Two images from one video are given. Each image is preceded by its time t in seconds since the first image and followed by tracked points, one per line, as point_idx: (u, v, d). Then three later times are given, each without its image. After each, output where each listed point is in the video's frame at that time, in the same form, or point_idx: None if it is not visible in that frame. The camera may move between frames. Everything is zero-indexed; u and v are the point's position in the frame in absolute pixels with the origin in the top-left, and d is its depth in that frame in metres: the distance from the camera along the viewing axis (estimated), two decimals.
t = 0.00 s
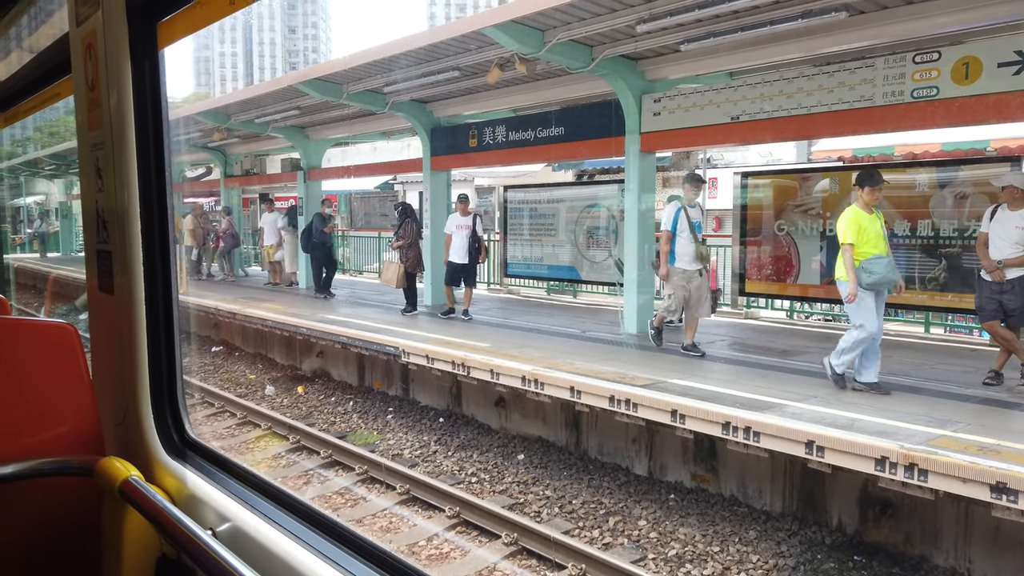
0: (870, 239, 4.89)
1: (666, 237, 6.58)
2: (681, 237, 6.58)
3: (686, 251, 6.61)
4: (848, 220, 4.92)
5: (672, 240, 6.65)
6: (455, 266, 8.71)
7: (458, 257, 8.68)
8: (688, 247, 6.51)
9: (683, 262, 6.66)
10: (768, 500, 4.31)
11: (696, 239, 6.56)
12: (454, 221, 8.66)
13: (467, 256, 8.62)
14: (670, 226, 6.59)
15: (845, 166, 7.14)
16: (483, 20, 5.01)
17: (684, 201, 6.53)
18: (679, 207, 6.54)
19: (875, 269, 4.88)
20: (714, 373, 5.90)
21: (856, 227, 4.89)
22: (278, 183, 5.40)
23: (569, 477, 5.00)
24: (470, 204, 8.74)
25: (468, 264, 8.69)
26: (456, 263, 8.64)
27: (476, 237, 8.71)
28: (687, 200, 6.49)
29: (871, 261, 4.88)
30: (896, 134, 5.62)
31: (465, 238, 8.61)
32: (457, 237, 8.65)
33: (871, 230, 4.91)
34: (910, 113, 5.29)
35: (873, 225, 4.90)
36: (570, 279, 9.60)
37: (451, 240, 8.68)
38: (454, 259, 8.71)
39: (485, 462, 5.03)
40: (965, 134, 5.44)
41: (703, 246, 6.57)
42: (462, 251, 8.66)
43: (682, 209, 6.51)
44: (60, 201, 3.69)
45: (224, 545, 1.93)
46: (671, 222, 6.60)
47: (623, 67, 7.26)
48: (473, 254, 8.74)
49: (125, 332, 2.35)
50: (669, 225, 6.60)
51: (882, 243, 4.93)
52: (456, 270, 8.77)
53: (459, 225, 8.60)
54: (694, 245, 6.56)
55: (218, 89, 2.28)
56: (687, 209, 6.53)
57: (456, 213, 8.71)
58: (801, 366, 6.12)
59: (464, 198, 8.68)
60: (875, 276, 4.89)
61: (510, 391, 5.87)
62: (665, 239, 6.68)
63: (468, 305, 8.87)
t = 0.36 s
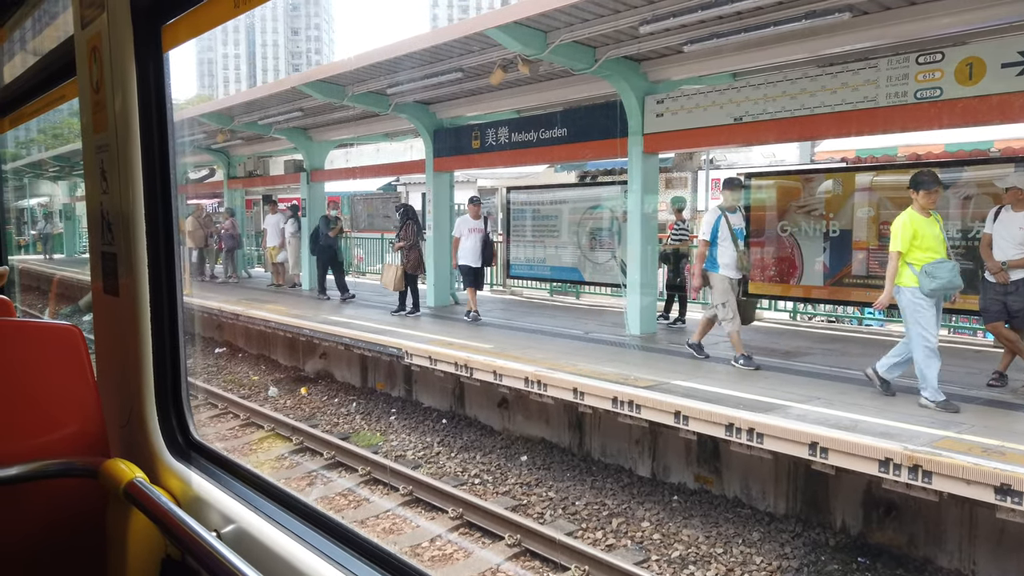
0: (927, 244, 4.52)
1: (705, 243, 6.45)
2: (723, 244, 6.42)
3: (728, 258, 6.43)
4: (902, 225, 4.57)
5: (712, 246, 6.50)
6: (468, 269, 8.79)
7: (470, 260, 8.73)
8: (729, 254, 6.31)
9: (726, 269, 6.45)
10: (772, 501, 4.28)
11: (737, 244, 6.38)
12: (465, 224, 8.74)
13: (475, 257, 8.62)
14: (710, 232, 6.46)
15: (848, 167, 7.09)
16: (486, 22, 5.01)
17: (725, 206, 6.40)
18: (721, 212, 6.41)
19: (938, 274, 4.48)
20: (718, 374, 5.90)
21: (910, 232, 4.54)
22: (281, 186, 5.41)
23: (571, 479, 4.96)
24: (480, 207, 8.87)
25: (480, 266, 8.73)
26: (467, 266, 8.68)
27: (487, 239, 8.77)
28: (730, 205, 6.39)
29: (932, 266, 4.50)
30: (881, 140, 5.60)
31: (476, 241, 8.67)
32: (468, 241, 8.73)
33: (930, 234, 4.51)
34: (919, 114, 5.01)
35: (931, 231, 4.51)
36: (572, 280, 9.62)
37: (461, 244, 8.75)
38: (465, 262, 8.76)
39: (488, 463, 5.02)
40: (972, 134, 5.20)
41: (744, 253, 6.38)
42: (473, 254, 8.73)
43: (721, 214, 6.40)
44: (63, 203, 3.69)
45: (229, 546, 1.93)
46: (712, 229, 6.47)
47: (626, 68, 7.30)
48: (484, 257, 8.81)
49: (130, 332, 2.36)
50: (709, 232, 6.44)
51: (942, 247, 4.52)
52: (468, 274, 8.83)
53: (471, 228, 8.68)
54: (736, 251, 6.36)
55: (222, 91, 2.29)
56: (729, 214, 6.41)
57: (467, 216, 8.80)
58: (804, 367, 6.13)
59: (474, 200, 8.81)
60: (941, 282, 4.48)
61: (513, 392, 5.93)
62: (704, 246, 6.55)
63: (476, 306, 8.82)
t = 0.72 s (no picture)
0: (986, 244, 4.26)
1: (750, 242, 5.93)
2: (767, 243, 5.93)
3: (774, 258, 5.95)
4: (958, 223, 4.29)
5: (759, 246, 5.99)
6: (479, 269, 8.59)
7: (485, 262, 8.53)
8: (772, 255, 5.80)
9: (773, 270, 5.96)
10: (776, 502, 4.24)
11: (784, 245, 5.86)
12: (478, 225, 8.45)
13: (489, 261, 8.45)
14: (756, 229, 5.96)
15: (851, 167, 7.13)
16: (488, 25, 4.98)
17: (771, 203, 5.88)
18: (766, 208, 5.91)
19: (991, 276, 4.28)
20: (721, 375, 5.90)
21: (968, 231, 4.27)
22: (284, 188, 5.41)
23: (575, 480, 4.97)
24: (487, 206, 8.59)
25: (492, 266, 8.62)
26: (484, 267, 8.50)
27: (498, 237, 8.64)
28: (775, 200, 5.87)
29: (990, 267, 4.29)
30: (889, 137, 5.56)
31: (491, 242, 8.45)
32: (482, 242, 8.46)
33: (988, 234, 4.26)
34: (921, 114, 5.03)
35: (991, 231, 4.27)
36: (575, 280, 9.62)
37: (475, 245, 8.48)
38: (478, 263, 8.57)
39: (492, 464, 5.02)
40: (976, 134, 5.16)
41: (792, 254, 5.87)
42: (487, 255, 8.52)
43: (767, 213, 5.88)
44: (67, 205, 3.70)
45: (233, 547, 1.93)
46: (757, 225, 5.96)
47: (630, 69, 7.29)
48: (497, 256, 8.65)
49: (134, 334, 2.37)
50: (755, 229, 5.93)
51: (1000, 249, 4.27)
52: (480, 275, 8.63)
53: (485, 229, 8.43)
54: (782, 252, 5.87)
55: (225, 92, 2.30)
56: (774, 211, 5.89)
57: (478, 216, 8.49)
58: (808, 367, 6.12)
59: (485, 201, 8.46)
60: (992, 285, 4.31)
61: (517, 393, 5.94)
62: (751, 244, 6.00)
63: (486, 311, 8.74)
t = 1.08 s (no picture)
0: None
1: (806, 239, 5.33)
2: (824, 241, 5.32)
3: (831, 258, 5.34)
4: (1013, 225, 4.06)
5: (815, 244, 5.37)
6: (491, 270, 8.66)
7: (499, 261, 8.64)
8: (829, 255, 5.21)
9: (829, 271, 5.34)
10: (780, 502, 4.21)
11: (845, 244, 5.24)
12: (489, 225, 8.55)
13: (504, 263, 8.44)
14: (813, 225, 5.33)
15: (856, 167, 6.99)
16: (492, 25, 4.97)
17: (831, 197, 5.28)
18: (824, 202, 5.30)
19: None
20: (724, 375, 5.89)
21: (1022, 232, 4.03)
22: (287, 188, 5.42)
23: (578, 480, 4.97)
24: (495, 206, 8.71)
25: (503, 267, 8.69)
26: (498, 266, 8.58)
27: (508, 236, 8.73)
28: (833, 194, 5.27)
29: None
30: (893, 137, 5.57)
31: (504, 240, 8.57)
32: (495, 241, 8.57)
33: None
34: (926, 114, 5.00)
35: None
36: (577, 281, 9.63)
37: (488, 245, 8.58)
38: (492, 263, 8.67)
39: (495, 464, 5.02)
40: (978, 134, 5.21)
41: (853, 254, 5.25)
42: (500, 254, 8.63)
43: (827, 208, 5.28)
44: (71, 205, 3.70)
45: (237, 547, 1.93)
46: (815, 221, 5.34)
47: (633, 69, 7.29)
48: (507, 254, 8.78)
49: (139, 335, 2.37)
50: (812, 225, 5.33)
51: None
52: (488, 276, 8.69)
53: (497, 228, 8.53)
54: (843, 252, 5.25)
55: (228, 93, 2.31)
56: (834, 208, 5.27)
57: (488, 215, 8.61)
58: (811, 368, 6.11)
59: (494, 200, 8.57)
60: None
61: (520, 393, 5.93)
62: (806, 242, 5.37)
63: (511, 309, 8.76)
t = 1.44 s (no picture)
0: None
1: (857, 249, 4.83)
2: (880, 249, 4.80)
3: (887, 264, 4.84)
4: None
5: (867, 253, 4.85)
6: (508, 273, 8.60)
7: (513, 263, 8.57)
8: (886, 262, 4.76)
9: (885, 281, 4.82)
10: (783, 504, 4.27)
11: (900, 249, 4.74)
12: (507, 225, 8.53)
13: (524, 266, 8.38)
14: (864, 234, 4.81)
15: (859, 167, 7.10)
16: (495, 25, 4.96)
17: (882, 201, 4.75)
18: (874, 208, 4.76)
19: None
20: (728, 375, 5.88)
21: None
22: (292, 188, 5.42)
23: (582, 480, 4.97)
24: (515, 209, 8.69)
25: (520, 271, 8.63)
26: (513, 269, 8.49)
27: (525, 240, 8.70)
28: (884, 199, 4.74)
29: None
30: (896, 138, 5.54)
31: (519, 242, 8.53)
32: (510, 242, 8.52)
33: None
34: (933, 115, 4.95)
35: None
36: (580, 280, 9.62)
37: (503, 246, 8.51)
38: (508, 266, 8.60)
39: (498, 464, 5.02)
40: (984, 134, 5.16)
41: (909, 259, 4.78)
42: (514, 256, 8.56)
43: (878, 213, 4.75)
44: (76, 205, 3.70)
45: (242, 547, 1.93)
46: (865, 229, 4.80)
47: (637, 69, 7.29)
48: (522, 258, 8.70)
49: (142, 335, 2.37)
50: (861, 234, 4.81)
51: None
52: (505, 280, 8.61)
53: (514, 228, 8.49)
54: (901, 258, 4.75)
55: (232, 93, 2.31)
56: (886, 212, 4.75)
57: (508, 215, 8.62)
58: (816, 368, 6.10)
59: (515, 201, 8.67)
60: None
61: (524, 393, 6.01)
62: (857, 252, 4.85)
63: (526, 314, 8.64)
